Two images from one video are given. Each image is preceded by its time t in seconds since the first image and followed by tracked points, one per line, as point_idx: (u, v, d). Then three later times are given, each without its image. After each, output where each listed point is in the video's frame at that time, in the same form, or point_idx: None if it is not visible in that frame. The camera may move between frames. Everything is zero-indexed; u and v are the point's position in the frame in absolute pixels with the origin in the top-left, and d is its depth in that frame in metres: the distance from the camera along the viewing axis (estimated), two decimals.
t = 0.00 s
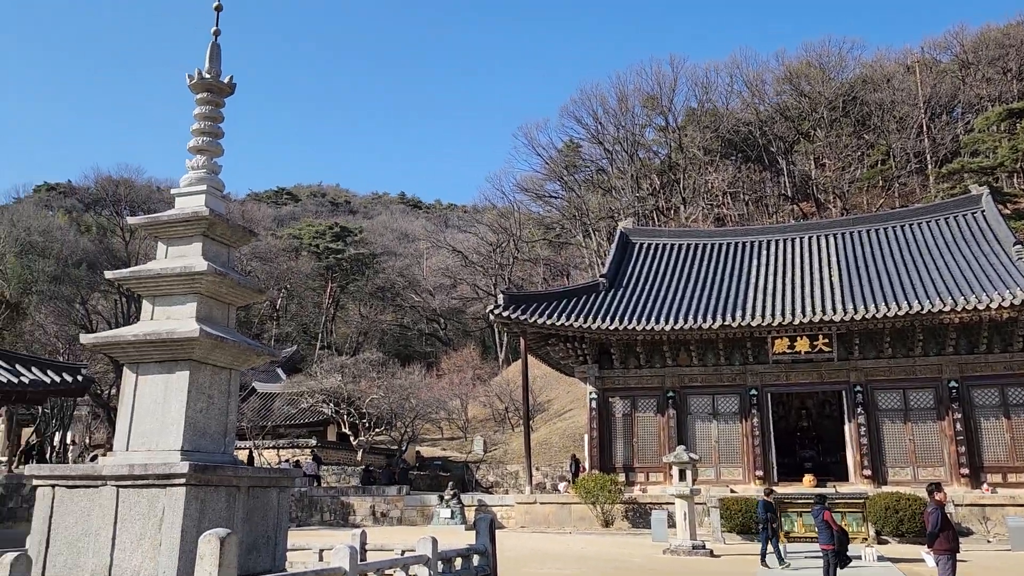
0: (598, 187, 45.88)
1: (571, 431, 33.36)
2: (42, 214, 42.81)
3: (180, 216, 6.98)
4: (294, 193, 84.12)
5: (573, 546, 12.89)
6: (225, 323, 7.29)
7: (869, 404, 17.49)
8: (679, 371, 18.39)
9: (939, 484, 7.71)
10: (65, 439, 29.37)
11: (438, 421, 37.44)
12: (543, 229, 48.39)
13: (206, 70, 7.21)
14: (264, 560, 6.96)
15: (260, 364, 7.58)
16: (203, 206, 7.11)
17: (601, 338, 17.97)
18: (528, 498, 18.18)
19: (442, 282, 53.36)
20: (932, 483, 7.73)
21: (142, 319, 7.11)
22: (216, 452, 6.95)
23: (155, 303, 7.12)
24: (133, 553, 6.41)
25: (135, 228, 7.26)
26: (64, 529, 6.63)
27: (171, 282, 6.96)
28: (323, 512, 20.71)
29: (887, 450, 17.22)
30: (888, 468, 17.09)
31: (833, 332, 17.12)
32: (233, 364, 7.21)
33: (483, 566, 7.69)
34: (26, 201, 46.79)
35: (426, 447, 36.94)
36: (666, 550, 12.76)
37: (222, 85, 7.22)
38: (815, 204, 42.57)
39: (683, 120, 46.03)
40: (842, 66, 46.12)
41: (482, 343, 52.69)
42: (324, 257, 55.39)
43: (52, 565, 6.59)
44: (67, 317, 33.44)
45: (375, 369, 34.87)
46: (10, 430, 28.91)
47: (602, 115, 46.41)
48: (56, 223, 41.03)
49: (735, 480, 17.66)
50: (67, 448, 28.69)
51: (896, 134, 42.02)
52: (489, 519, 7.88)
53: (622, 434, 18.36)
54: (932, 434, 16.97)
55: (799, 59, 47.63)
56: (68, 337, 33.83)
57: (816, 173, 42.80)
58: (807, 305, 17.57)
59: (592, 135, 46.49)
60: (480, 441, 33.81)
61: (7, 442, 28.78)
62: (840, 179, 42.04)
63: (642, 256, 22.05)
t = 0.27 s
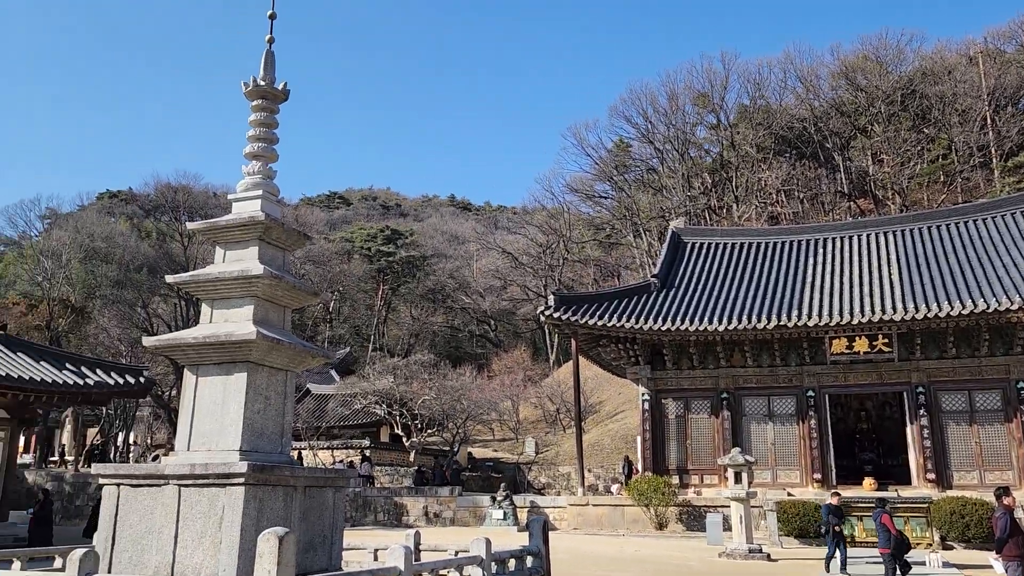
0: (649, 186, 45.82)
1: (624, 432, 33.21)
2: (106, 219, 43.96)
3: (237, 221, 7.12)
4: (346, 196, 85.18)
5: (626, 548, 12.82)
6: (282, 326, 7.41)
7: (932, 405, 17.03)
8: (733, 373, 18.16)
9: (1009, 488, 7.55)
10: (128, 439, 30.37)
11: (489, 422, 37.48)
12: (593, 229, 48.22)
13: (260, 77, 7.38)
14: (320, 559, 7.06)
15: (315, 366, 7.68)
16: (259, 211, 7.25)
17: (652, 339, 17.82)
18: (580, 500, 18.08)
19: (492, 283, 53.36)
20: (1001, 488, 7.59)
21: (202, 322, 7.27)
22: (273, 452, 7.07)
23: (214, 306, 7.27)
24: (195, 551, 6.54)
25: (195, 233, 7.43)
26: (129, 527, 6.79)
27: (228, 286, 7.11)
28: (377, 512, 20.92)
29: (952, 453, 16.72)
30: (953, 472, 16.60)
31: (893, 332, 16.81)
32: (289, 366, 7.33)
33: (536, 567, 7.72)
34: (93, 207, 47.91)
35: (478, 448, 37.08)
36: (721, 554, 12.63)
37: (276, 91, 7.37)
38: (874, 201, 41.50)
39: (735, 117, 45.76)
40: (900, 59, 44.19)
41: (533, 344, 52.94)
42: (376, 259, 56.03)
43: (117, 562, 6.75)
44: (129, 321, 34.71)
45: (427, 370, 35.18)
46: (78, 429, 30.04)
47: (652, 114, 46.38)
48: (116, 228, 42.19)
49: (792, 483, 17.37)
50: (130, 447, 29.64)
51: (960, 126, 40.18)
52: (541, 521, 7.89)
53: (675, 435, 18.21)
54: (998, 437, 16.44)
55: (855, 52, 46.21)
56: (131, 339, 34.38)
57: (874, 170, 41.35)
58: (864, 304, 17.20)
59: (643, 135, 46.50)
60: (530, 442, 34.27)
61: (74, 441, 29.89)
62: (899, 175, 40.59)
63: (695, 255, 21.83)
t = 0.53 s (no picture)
0: (700, 180, 44.65)
1: (678, 429, 32.89)
2: (164, 220, 43.85)
3: (291, 219, 7.22)
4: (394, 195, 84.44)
5: (681, 546, 12.68)
6: (335, 322, 7.48)
7: (999, 401, 16.50)
8: (788, 368, 17.79)
9: None
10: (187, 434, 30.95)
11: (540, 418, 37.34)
12: (644, 224, 47.50)
13: (312, 78, 7.50)
14: (375, 551, 7.10)
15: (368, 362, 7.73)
16: (313, 209, 7.35)
17: (705, 334, 17.60)
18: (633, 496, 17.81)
19: (542, 280, 51.88)
20: None
21: (258, 319, 7.37)
22: (328, 446, 7.14)
23: (270, 304, 7.37)
24: (254, 543, 6.63)
25: (250, 232, 7.56)
26: (191, 519, 6.90)
27: (283, 284, 7.21)
28: (431, 507, 21.26)
29: (1021, 452, 16.19)
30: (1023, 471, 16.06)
31: (958, 327, 16.53)
32: (343, 362, 7.39)
33: (589, 563, 7.69)
34: (153, 207, 48.09)
35: (529, 445, 36.95)
36: (778, 553, 12.45)
37: (328, 91, 7.46)
38: (935, 191, 39.58)
39: (789, 108, 43.83)
40: (964, 45, 41.33)
41: (584, 340, 51.68)
42: (427, 257, 54.68)
43: (180, 554, 6.87)
44: (188, 318, 33.81)
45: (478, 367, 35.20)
46: (139, 424, 30.77)
47: (704, 106, 45.13)
48: (174, 228, 42.08)
49: (851, 480, 17.01)
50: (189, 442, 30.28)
51: None
52: (595, 516, 7.83)
53: (730, 431, 17.93)
54: None
55: (914, 38, 43.61)
56: (190, 338, 33.32)
57: (936, 159, 39.30)
58: (922, 298, 16.70)
59: (694, 128, 45.15)
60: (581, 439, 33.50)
61: (137, 436, 30.61)
62: (961, 164, 38.67)
63: (749, 249, 21.52)
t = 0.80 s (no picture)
0: (753, 170, 42.24)
1: (731, 423, 32.40)
2: (218, 218, 43.31)
3: (343, 216, 7.25)
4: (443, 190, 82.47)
5: (737, 541, 12.48)
6: (387, 317, 7.47)
7: None
8: (845, 359, 17.41)
9: None
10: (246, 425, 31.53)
11: (590, 412, 36.97)
12: (695, 216, 45.08)
13: (362, 75, 7.58)
14: (429, 544, 7.17)
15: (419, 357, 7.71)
16: (364, 205, 7.38)
17: (759, 327, 17.32)
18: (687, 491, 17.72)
19: (592, 273, 50.09)
20: None
21: (312, 314, 7.40)
22: (382, 440, 7.13)
23: (323, 299, 7.39)
24: (311, 534, 6.64)
25: (303, 228, 7.62)
26: (250, 512, 6.94)
27: (335, 279, 7.22)
28: (483, 500, 21.14)
29: None
30: None
31: None
32: (396, 356, 7.36)
33: (643, 558, 7.74)
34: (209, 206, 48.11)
35: (580, 438, 36.62)
36: (837, 548, 12.24)
37: (377, 88, 7.50)
38: (1000, 177, 36.45)
39: (845, 95, 41.17)
40: None
41: (635, 334, 50.07)
42: (476, 251, 52.61)
43: (239, 544, 6.93)
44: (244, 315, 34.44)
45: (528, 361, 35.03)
46: (199, 419, 31.44)
47: (756, 95, 42.75)
48: (230, 226, 41.44)
49: (914, 476, 16.55)
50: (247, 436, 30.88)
51: None
52: (647, 511, 7.86)
53: (786, 426, 17.62)
54: None
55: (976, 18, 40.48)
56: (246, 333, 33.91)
57: (1001, 144, 36.28)
58: (984, 288, 16.21)
59: (746, 118, 42.86)
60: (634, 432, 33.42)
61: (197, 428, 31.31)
62: None
63: (804, 239, 21.13)
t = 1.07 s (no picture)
0: (806, 158, 40.11)
1: (786, 415, 31.80)
2: (270, 214, 41.07)
3: (393, 210, 7.31)
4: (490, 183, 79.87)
5: (793, 535, 12.27)
6: (436, 310, 7.50)
7: None
8: (903, 348, 16.95)
9: None
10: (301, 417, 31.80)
11: (640, 404, 36.32)
12: (746, 205, 42.76)
13: (410, 70, 7.64)
14: (481, 535, 7.17)
15: (469, 350, 7.75)
16: (413, 199, 7.45)
17: (814, 317, 16.98)
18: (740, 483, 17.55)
19: (641, 264, 48.38)
20: None
21: (363, 308, 7.47)
22: (433, 432, 7.17)
23: (374, 293, 7.45)
24: (364, 524, 6.63)
25: (353, 223, 7.72)
26: (305, 501, 7.00)
27: (385, 273, 7.28)
28: (534, 492, 21.28)
29: None
30: None
31: None
32: (445, 349, 7.38)
33: (696, 550, 7.73)
34: (260, 202, 45.63)
35: (631, 431, 36.04)
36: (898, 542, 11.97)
37: (424, 82, 7.56)
38: None
39: (902, 78, 38.65)
40: None
41: (686, 326, 48.33)
42: (524, 244, 52.15)
43: (294, 534, 6.99)
44: (296, 308, 33.87)
45: (577, 353, 34.65)
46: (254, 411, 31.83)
47: (807, 80, 40.67)
48: (281, 221, 39.48)
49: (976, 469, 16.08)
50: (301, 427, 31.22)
51: None
52: (699, 502, 7.81)
53: (843, 418, 17.20)
54: None
55: None
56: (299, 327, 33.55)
57: None
58: None
59: (798, 103, 40.97)
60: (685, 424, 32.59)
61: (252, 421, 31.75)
62: None
63: (860, 228, 20.65)
